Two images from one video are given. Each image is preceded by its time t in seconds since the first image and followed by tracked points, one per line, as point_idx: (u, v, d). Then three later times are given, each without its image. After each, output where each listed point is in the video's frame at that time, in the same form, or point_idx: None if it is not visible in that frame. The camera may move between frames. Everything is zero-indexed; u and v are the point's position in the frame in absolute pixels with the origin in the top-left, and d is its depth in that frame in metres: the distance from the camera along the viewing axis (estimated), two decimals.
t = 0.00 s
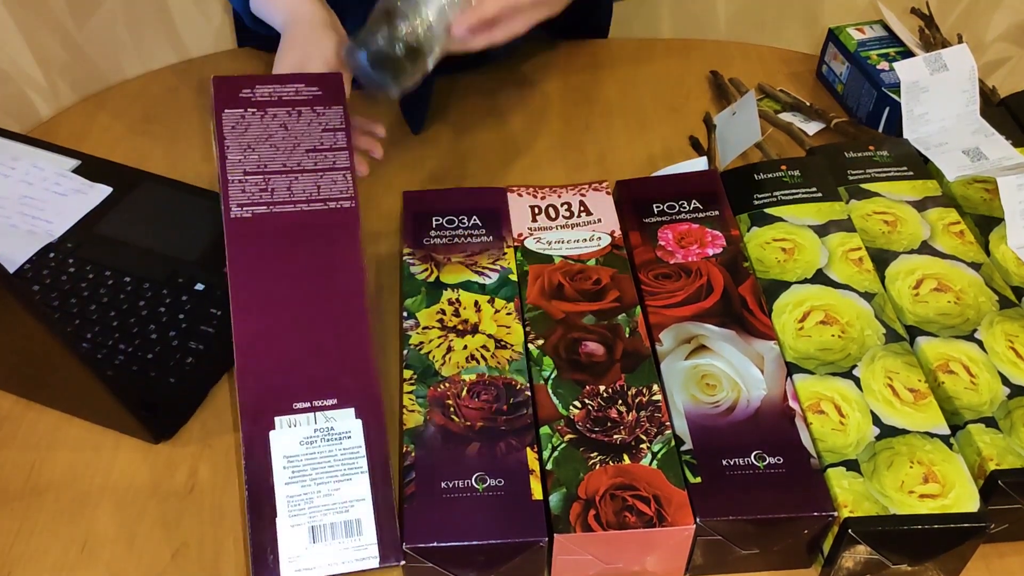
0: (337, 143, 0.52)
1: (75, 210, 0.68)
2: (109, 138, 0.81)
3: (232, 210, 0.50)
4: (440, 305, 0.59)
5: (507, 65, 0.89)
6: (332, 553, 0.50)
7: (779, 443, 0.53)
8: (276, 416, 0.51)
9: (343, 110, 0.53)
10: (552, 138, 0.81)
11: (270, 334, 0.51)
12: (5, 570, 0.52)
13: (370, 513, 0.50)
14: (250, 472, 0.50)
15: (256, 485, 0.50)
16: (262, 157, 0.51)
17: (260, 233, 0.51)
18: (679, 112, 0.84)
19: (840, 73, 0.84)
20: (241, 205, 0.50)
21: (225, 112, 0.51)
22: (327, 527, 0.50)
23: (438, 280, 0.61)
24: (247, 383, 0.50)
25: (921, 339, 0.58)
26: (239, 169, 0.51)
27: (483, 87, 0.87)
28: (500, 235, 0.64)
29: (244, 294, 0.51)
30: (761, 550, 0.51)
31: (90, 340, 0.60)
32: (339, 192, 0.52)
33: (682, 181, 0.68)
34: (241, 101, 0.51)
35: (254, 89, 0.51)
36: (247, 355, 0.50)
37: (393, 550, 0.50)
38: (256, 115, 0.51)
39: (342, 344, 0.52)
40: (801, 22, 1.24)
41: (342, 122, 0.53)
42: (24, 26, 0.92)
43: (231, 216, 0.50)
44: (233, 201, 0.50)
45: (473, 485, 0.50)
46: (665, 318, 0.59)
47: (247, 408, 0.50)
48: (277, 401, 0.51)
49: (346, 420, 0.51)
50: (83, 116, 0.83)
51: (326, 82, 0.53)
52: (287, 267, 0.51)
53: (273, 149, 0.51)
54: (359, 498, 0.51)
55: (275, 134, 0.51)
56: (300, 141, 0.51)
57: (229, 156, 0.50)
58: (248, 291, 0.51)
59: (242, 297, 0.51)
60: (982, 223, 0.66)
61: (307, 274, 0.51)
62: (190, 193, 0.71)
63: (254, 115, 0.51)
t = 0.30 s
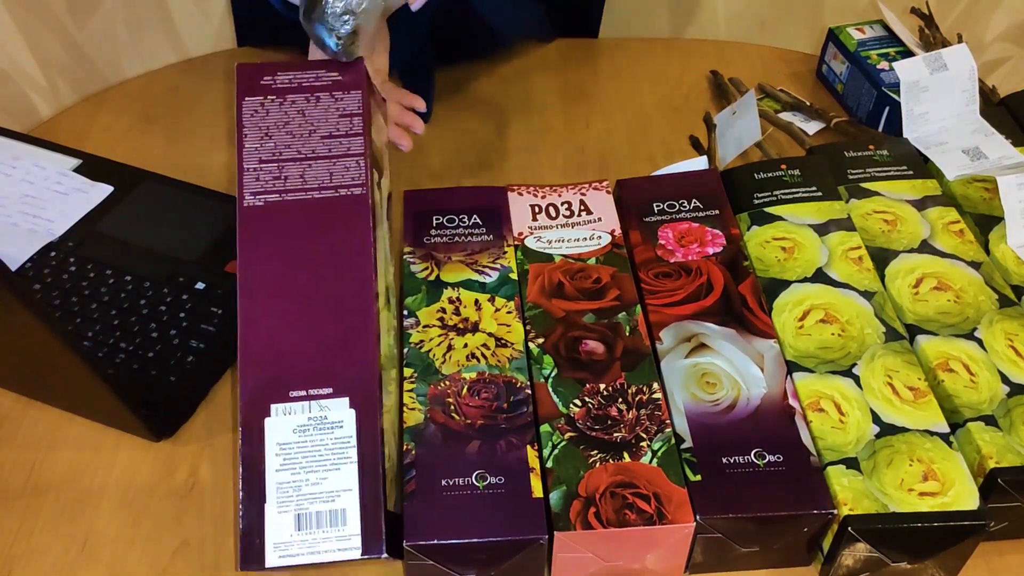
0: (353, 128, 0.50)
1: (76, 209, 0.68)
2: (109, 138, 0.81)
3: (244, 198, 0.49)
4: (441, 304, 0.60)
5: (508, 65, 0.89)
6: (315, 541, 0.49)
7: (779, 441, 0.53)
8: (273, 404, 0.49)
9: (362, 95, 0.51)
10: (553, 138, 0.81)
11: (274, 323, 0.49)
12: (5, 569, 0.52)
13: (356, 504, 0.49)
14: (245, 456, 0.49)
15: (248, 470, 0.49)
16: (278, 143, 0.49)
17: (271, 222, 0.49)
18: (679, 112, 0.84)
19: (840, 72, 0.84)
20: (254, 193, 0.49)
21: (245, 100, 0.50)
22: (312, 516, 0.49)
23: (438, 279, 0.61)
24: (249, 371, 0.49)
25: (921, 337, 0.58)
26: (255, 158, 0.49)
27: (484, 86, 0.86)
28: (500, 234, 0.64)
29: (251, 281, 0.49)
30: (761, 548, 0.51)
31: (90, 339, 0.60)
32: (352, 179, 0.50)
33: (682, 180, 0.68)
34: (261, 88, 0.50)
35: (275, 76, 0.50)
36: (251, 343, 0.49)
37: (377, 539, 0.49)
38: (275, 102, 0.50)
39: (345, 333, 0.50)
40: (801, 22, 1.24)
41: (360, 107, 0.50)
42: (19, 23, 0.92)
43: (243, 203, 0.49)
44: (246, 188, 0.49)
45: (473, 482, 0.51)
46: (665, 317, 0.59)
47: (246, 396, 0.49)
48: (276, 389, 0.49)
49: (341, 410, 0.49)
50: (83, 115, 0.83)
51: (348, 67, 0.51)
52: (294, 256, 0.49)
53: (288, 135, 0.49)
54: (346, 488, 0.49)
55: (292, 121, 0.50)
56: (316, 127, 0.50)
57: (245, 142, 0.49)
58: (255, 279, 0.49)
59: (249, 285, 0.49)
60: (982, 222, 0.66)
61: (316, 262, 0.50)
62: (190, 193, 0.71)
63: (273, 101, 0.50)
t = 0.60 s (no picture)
0: (367, 115, 0.48)
1: (75, 209, 0.69)
2: (109, 137, 0.81)
3: (255, 185, 0.48)
4: (441, 303, 0.60)
5: (507, 64, 0.90)
6: (332, 542, 0.49)
7: (779, 440, 0.53)
8: (287, 401, 0.49)
9: (378, 79, 0.48)
10: (552, 138, 0.81)
11: (286, 318, 0.49)
12: (5, 568, 0.52)
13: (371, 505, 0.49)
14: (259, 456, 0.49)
15: (264, 469, 0.49)
16: (289, 129, 0.47)
17: (282, 212, 0.48)
18: (678, 111, 0.84)
19: (840, 72, 0.84)
20: (265, 180, 0.48)
21: (255, 81, 0.47)
22: (329, 516, 0.49)
23: (438, 278, 0.61)
24: (263, 366, 0.49)
25: (921, 337, 0.58)
26: (266, 143, 0.47)
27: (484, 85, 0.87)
28: (500, 234, 0.64)
29: (261, 274, 0.48)
30: (761, 547, 0.51)
31: (90, 339, 0.60)
32: (366, 169, 0.48)
33: (681, 180, 0.68)
34: (271, 68, 0.47)
35: (285, 55, 0.48)
36: (263, 335, 0.49)
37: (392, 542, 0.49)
38: (286, 84, 0.48)
39: (359, 331, 0.49)
40: (800, 22, 1.24)
41: (375, 92, 0.48)
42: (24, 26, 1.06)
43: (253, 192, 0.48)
44: (257, 175, 0.48)
45: (473, 481, 0.51)
46: (664, 316, 0.59)
47: (260, 392, 0.49)
48: (290, 386, 0.49)
49: (356, 411, 0.50)
50: (82, 114, 0.83)
51: (362, 47, 0.48)
52: (306, 249, 0.49)
53: (301, 121, 0.47)
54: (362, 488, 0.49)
55: (304, 105, 0.48)
56: (329, 113, 0.48)
57: (256, 128, 0.47)
58: (265, 270, 0.48)
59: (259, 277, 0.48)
60: (982, 222, 0.66)
61: (328, 256, 0.49)
62: (190, 193, 0.71)
63: (284, 83, 0.48)
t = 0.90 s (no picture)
0: (364, 108, 0.47)
1: (75, 209, 0.69)
2: (109, 138, 0.81)
3: (252, 178, 0.47)
4: (441, 303, 0.60)
5: (507, 64, 0.90)
6: (333, 534, 0.49)
7: (778, 440, 0.53)
8: (288, 394, 0.49)
9: (374, 71, 0.47)
10: (552, 138, 0.81)
11: (284, 311, 0.48)
12: (6, 568, 0.52)
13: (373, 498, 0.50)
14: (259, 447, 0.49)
15: (264, 461, 0.49)
16: (286, 121, 0.47)
17: (280, 204, 0.47)
18: (678, 111, 0.84)
19: (840, 72, 0.84)
20: (262, 173, 0.47)
21: (250, 72, 0.46)
22: (330, 509, 0.49)
23: (438, 279, 0.61)
24: (263, 359, 0.48)
25: (920, 337, 0.58)
26: (263, 136, 0.46)
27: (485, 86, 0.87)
28: (500, 234, 0.64)
29: (260, 267, 0.48)
30: (760, 546, 0.51)
31: (90, 339, 0.60)
32: (364, 162, 0.47)
33: (681, 180, 0.68)
34: (266, 60, 0.46)
35: (281, 46, 0.46)
36: (262, 329, 0.48)
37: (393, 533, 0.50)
38: (282, 76, 0.47)
39: (358, 323, 0.49)
40: (800, 22, 1.24)
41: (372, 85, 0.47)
42: (23, 24, 1.06)
43: (250, 185, 0.47)
44: (254, 167, 0.47)
45: (473, 481, 0.51)
46: (664, 316, 0.59)
47: (260, 384, 0.49)
48: (290, 379, 0.49)
49: (355, 403, 0.49)
50: (82, 114, 0.83)
51: (357, 39, 0.47)
52: (305, 242, 0.48)
53: (297, 113, 0.47)
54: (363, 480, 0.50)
55: (301, 97, 0.47)
56: (325, 105, 0.47)
57: (251, 120, 0.46)
58: (264, 262, 0.48)
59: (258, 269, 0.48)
60: (981, 222, 0.66)
61: (327, 248, 0.48)
62: (190, 193, 0.71)
63: (280, 75, 0.47)
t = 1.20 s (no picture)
0: (373, 111, 0.47)
1: (76, 208, 0.69)
2: (109, 138, 0.81)
3: (260, 179, 0.47)
4: (441, 303, 0.60)
5: (507, 64, 0.90)
6: (332, 534, 0.49)
7: (778, 440, 0.53)
8: (290, 394, 0.49)
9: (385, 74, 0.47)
10: (552, 138, 0.81)
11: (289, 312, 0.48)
12: (6, 568, 0.52)
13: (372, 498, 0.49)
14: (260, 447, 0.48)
15: (264, 459, 0.49)
16: (295, 124, 0.46)
17: (286, 205, 0.47)
18: (678, 111, 0.84)
19: (840, 72, 0.84)
20: (270, 174, 0.47)
21: (260, 74, 0.46)
22: (329, 509, 0.49)
23: (438, 279, 0.61)
24: (265, 359, 0.48)
25: (921, 337, 0.58)
26: (271, 137, 0.46)
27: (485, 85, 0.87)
28: (500, 234, 0.64)
29: (264, 268, 0.48)
30: (760, 546, 0.51)
31: (90, 339, 0.60)
32: (371, 165, 0.47)
33: (681, 180, 0.68)
34: (276, 62, 0.46)
35: (292, 48, 0.46)
36: (265, 329, 0.48)
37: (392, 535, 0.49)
38: (291, 78, 0.46)
39: (363, 324, 0.49)
40: (800, 23, 1.24)
41: (381, 88, 0.47)
42: (22, 23, 1.05)
43: (258, 186, 0.47)
44: (262, 169, 0.47)
45: (473, 480, 0.51)
46: (664, 316, 0.59)
47: (261, 384, 0.48)
48: (292, 379, 0.49)
49: (357, 405, 0.49)
50: (82, 114, 0.83)
51: (368, 42, 0.47)
52: (309, 242, 0.48)
53: (306, 116, 0.46)
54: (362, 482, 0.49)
55: (310, 100, 0.46)
56: (335, 108, 0.47)
57: (261, 122, 0.46)
58: (269, 262, 0.48)
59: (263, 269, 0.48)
60: (981, 222, 0.66)
61: (333, 250, 0.48)
62: (190, 193, 0.71)
63: (290, 77, 0.46)
